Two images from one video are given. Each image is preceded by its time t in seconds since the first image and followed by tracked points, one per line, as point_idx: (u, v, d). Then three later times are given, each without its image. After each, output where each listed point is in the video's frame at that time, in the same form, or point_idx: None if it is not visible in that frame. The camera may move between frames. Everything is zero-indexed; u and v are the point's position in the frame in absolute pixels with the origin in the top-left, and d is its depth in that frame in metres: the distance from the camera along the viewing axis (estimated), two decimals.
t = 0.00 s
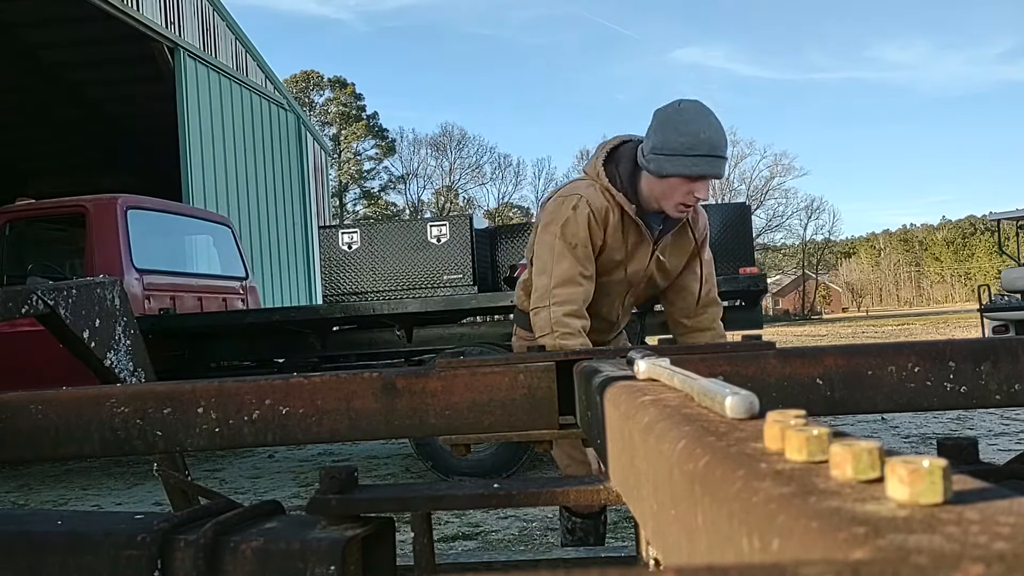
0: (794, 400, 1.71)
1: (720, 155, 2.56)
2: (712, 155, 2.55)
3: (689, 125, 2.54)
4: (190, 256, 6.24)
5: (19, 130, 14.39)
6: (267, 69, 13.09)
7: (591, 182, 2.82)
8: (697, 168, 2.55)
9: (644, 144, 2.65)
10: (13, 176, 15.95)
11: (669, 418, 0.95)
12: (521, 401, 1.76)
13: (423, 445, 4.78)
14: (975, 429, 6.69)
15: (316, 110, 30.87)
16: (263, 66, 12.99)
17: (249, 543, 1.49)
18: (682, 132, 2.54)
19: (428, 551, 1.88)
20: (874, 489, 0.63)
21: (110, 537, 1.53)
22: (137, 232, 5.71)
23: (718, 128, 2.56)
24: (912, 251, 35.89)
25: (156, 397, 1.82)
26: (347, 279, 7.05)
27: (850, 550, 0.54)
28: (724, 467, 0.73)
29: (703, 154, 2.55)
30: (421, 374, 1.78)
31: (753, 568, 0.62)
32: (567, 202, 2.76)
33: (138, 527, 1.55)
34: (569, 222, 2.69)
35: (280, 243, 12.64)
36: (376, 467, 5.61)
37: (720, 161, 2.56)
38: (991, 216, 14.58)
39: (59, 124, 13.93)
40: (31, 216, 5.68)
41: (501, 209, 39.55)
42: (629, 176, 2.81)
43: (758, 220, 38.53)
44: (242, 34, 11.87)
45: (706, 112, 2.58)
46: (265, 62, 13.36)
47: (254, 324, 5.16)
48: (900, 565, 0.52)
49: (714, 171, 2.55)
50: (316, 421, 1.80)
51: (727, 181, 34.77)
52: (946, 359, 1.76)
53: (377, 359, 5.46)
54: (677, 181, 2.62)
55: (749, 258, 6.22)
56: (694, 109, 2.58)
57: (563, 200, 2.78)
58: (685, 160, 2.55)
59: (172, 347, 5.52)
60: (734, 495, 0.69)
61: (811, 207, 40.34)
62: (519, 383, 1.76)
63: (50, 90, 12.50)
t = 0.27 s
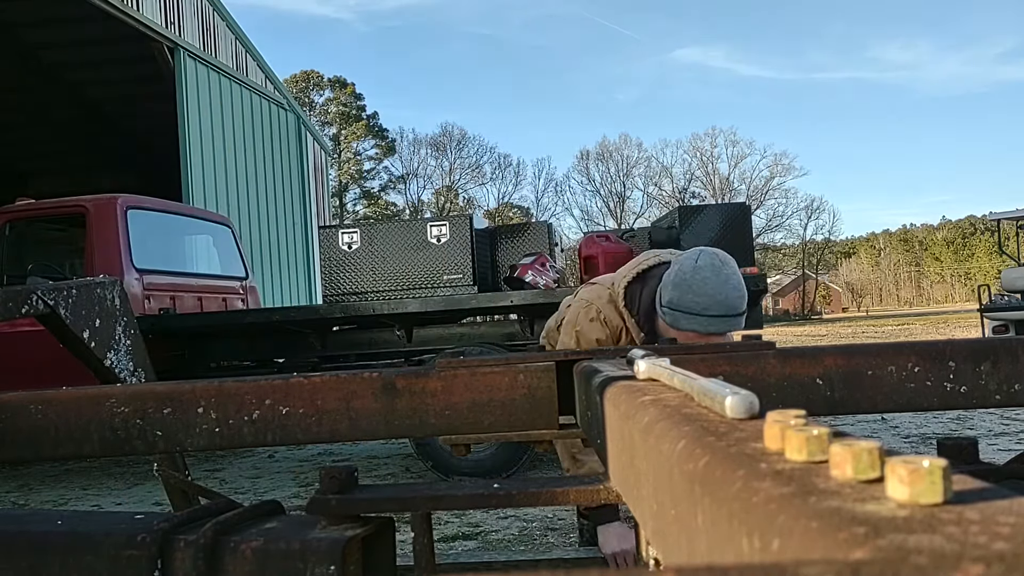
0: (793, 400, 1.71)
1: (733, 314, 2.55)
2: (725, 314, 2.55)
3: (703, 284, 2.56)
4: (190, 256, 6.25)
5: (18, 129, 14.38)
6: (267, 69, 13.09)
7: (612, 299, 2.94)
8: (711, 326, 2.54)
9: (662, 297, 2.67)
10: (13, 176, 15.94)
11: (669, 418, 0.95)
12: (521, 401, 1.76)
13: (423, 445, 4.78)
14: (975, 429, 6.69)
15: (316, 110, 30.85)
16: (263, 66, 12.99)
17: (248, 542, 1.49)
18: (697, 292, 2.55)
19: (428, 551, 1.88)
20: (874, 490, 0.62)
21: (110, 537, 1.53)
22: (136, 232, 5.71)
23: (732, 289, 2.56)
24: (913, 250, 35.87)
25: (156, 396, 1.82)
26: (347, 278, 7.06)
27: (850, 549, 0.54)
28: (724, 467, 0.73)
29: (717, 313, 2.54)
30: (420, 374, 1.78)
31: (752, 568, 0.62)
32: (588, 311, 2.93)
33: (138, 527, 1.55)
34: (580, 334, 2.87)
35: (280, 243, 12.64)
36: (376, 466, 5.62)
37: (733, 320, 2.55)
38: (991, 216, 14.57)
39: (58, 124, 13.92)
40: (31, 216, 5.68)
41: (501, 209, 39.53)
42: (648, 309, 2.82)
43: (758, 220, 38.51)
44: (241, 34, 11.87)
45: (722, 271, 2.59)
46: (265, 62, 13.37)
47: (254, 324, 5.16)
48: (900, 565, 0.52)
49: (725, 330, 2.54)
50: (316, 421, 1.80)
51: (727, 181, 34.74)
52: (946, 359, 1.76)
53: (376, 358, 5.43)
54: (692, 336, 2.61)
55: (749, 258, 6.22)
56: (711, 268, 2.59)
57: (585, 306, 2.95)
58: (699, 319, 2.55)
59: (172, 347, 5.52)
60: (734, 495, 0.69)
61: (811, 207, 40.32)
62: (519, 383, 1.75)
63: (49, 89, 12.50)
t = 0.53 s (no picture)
0: (793, 400, 1.70)
1: (725, 263, 2.59)
2: (718, 264, 2.59)
3: (690, 241, 2.61)
4: (190, 256, 6.25)
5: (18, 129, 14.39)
6: (267, 69, 13.07)
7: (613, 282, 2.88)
8: (705, 277, 2.58)
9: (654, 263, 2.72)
10: (12, 176, 15.95)
11: (670, 418, 0.95)
12: (521, 401, 1.76)
13: (423, 445, 4.78)
14: (975, 429, 6.70)
15: (316, 110, 30.85)
16: (263, 66, 12.99)
17: (248, 543, 1.49)
18: (685, 246, 2.61)
19: (428, 550, 1.87)
20: (874, 490, 0.62)
21: (110, 537, 1.53)
22: (136, 232, 5.71)
23: (721, 240, 2.61)
24: (912, 250, 35.87)
25: (156, 397, 1.82)
26: (347, 279, 7.08)
27: (850, 549, 0.54)
28: (724, 467, 0.73)
29: (708, 264, 2.58)
30: (420, 374, 1.77)
31: (752, 567, 0.62)
32: (589, 296, 2.86)
33: (138, 527, 1.55)
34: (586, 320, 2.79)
35: (280, 243, 12.65)
36: (376, 466, 5.63)
37: (726, 269, 2.58)
38: (991, 216, 14.57)
39: (58, 123, 13.92)
40: (31, 216, 5.67)
41: (501, 209, 39.56)
42: (649, 285, 2.84)
43: (757, 220, 38.51)
44: (241, 34, 11.86)
45: (707, 225, 2.65)
46: (265, 62, 13.36)
47: (253, 325, 5.16)
48: (900, 565, 0.52)
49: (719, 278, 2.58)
50: (316, 421, 1.80)
51: (727, 181, 34.75)
52: (946, 359, 1.76)
53: (377, 358, 5.47)
54: (689, 294, 2.64)
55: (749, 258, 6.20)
56: (695, 225, 2.65)
57: (586, 292, 2.88)
58: (692, 273, 2.59)
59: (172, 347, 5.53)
60: (734, 495, 0.69)
61: (811, 207, 40.30)
62: (519, 383, 1.76)
63: (49, 89, 12.51)
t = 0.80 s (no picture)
0: (792, 403, 1.70)
1: (711, 222, 2.57)
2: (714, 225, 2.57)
3: (685, 203, 2.60)
4: (190, 256, 6.25)
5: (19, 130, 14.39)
6: (267, 69, 13.07)
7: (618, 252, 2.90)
8: (701, 238, 2.56)
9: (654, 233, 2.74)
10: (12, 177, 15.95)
11: (669, 418, 0.95)
12: (520, 402, 1.75)
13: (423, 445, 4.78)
14: (976, 428, 6.69)
15: (315, 110, 30.85)
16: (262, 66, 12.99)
17: (248, 544, 1.49)
18: (671, 212, 2.62)
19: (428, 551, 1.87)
20: (874, 490, 0.62)
21: (109, 538, 1.53)
22: (136, 233, 5.71)
23: (718, 204, 2.60)
24: (913, 249, 35.87)
25: (155, 398, 1.82)
26: (348, 278, 7.08)
27: (849, 550, 0.54)
28: (724, 467, 0.73)
29: (704, 225, 2.57)
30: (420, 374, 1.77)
31: (752, 568, 0.61)
32: (593, 267, 2.90)
33: (138, 528, 1.55)
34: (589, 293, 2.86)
35: (280, 243, 12.65)
36: (377, 466, 5.63)
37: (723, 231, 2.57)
38: (991, 215, 14.54)
39: (59, 124, 13.92)
40: (30, 217, 5.68)
41: (501, 210, 39.54)
42: (652, 254, 2.85)
43: (758, 220, 38.51)
44: (241, 34, 11.86)
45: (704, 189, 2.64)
46: (265, 63, 13.35)
47: (253, 325, 5.16)
48: (899, 566, 0.51)
49: (716, 239, 2.56)
50: (315, 421, 1.80)
51: (727, 181, 34.73)
52: (943, 362, 1.75)
53: (372, 362, 5.56)
54: (688, 257, 2.62)
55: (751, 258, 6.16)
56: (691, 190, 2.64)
57: (590, 263, 2.93)
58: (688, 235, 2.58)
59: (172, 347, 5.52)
60: (734, 495, 0.69)
61: (811, 207, 40.27)
62: (518, 384, 1.75)
63: (49, 90, 12.51)
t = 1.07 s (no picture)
0: (793, 401, 1.70)
1: (664, 183, 2.67)
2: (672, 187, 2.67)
3: (662, 157, 2.69)
4: (190, 256, 6.25)
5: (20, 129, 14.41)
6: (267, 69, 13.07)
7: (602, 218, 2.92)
8: (655, 193, 2.67)
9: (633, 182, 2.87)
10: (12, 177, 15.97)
11: (670, 418, 0.95)
12: (520, 401, 1.76)
13: (423, 445, 4.79)
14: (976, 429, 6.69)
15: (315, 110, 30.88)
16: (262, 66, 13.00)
17: (248, 543, 1.49)
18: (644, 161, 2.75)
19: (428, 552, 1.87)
20: (874, 490, 0.62)
21: (109, 537, 1.53)
22: (136, 232, 5.71)
23: (688, 172, 2.68)
24: (913, 249, 35.87)
25: (155, 397, 1.82)
26: (348, 279, 7.06)
27: (849, 550, 0.54)
28: (724, 468, 0.73)
29: (663, 183, 2.67)
30: (420, 374, 1.77)
31: (751, 569, 0.61)
32: (577, 240, 2.93)
33: (138, 527, 1.55)
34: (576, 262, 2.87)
35: (280, 243, 12.65)
36: (377, 466, 5.64)
37: (678, 195, 2.66)
38: (991, 216, 14.53)
39: (60, 124, 13.94)
40: (30, 217, 5.68)
41: (501, 210, 39.55)
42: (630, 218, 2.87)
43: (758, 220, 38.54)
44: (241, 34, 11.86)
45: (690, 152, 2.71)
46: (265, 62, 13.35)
47: (253, 324, 5.16)
48: (900, 566, 0.51)
49: (666, 200, 2.66)
50: (315, 421, 1.80)
51: (727, 181, 34.73)
52: (945, 360, 1.75)
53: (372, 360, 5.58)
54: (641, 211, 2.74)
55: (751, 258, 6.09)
56: (677, 148, 2.72)
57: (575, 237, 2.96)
58: (646, 187, 2.69)
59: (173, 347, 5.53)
60: (734, 496, 0.69)
61: (812, 207, 40.26)
62: (518, 383, 1.75)
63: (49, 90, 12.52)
